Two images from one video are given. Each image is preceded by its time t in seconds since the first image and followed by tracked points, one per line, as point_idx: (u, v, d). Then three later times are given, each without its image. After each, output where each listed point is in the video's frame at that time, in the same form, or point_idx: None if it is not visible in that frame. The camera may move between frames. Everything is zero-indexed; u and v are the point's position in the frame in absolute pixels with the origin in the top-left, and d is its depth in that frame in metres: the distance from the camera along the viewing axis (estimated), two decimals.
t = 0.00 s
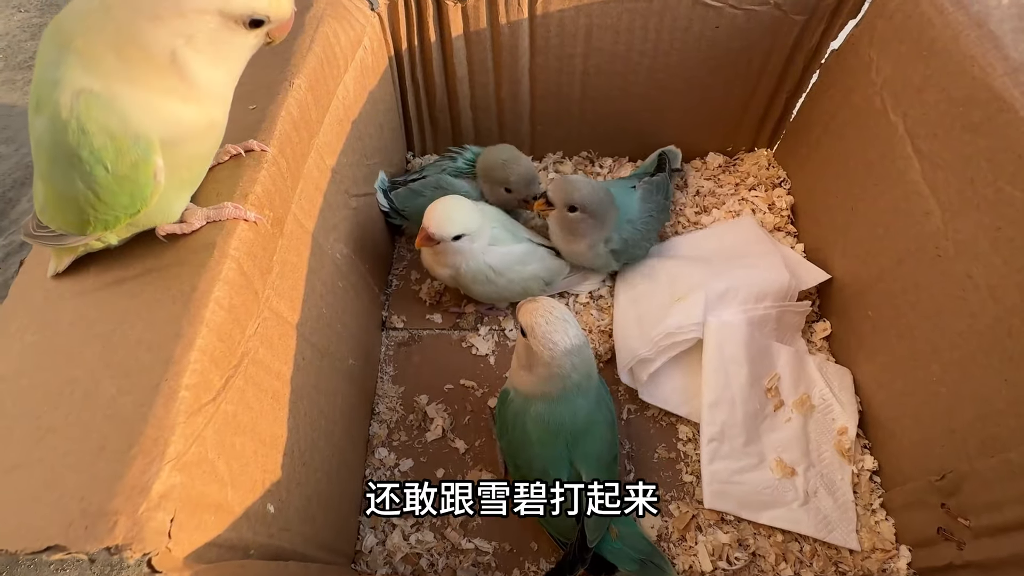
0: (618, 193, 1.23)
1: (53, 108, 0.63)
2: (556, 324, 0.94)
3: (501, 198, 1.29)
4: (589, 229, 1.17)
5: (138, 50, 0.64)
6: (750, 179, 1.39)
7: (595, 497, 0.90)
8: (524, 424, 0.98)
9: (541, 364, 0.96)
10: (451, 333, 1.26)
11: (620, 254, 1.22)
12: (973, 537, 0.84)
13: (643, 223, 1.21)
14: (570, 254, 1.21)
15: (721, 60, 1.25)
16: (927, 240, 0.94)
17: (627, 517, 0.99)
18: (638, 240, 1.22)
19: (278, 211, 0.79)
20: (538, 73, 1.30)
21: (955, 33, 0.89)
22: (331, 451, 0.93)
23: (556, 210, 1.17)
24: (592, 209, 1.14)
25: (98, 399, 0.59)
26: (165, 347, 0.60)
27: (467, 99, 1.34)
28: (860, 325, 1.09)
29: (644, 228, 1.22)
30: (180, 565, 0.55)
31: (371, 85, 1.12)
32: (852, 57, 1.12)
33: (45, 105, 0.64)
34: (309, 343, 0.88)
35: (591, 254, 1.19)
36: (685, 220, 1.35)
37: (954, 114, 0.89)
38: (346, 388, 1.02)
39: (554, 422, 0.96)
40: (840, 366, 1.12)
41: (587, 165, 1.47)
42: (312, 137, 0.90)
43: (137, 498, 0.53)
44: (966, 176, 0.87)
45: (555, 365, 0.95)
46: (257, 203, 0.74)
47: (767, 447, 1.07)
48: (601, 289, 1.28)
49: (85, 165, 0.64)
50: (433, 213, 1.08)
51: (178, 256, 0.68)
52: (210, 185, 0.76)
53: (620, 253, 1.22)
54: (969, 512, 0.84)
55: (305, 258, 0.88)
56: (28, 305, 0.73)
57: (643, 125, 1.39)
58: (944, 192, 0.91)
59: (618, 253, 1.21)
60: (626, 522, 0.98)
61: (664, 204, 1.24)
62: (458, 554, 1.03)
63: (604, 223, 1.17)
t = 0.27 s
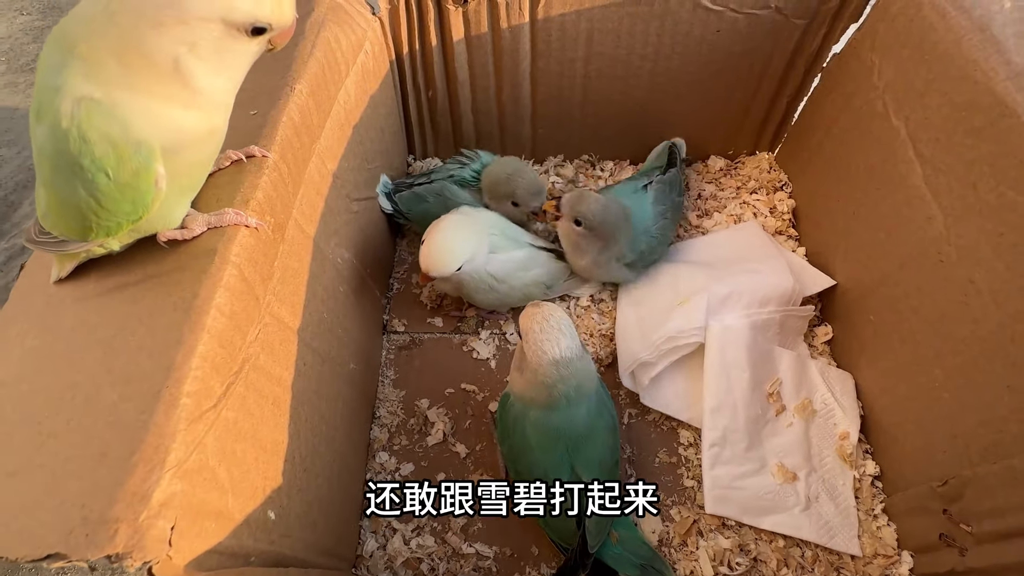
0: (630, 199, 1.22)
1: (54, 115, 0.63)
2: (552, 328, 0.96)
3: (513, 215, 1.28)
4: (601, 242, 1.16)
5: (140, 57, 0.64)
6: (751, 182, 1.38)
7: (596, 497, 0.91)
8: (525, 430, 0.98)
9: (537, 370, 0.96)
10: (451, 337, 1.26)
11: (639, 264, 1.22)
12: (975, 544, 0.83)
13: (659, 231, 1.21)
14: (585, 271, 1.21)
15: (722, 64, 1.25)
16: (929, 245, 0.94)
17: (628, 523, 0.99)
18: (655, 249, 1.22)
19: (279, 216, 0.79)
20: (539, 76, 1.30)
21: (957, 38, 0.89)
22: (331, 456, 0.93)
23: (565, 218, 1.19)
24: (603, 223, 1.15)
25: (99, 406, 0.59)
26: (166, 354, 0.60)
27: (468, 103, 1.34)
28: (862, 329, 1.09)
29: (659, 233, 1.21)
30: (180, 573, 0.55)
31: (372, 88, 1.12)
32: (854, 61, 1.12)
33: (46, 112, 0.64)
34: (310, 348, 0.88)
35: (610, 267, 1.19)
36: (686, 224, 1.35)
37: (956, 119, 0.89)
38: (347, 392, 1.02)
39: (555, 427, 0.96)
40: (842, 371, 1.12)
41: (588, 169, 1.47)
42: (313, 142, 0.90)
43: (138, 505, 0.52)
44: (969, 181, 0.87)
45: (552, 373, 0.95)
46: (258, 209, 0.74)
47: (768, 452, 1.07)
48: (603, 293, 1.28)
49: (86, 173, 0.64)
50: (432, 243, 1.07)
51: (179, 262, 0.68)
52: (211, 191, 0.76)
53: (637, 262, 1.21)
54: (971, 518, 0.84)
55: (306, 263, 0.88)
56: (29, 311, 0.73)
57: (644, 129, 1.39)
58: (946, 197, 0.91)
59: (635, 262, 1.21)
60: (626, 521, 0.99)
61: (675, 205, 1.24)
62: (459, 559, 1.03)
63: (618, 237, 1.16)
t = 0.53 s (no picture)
0: (609, 194, 1.23)
1: (65, 115, 0.64)
2: (555, 327, 0.97)
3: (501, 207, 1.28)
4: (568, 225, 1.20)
5: (150, 59, 0.64)
6: (755, 182, 1.38)
7: (595, 497, 0.90)
8: (531, 430, 0.98)
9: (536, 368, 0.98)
10: (456, 337, 1.26)
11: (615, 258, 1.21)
12: (981, 544, 0.83)
13: (638, 228, 1.19)
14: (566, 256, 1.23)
15: (727, 64, 1.25)
16: (934, 245, 0.94)
17: (631, 522, 0.99)
18: (633, 245, 1.19)
19: (286, 216, 0.79)
20: (543, 77, 1.30)
21: (962, 38, 0.89)
22: (337, 455, 0.93)
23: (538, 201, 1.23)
24: (570, 205, 1.19)
25: (108, 404, 0.59)
26: (175, 353, 0.60)
27: (472, 103, 1.34)
28: (867, 329, 1.09)
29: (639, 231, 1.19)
30: (190, 572, 0.55)
31: (377, 88, 1.12)
32: (859, 62, 1.12)
33: (57, 112, 0.64)
34: (316, 347, 0.88)
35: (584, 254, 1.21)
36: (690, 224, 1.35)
37: (961, 119, 0.89)
38: (352, 392, 1.02)
39: (561, 427, 0.96)
40: (847, 371, 1.12)
41: (592, 169, 1.47)
42: (319, 142, 0.90)
43: (148, 504, 0.52)
44: (974, 181, 0.87)
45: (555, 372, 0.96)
46: (266, 209, 0.74)
47: (774, 452, 1.07)
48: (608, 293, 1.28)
49: (96, 173, 0.64)
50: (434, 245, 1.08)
51: (188, 262, 0.68)
52: (219, 191, 0.76)
53: (613, 255, 1.20)
54: (976, 518, 0.84)
55: (312, 262, 0.88)
56: (38, 310, 0.73)
57: (648, 129, 1.39)
58: (952, 198, 0.91)
59: (610, 254, 1.20)
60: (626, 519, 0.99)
61: (675, 210, 1.20)
62: (464, 558, 1.03)
63: (585, 219, 1.19)
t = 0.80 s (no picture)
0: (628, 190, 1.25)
1: (82, 121, 0.65)
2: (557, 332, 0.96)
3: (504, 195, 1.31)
4: (587, 209, 1.21)
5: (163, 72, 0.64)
6: (755, 185, 1.39)
7: (595, 497, 0.92)
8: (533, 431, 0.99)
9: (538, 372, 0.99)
10: (458, 339, 1.27)
11: (618, 251, 1.23)
12: (980, 544, 0.84)
13: (644, 223, 1.21)
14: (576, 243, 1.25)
15: (727, 68, 1.26)
16: (934, 248, 0.94)
17: (632, 522, 1.00)
18: (636, 240, 1.21)
19: (292, 219, 0.80)
20: (545, 80, 1.31)
21: (960, 43, 0.90)
22: (341, 456, 0.94)
23: (561, 188, 1.23)
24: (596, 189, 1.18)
25: (118, 405, 0.60)
26: (184, 355, 0.61)
27: (475, 106, 1.35)
28: (867, 331, 1.10)
29: (646, 227, 1.21)
30: (200, 570, 0.56)
31: (381, 91, 1.13)
32: (858, 66, 1.13)
33: (74, 117, 0.66)
34: (320, 349, 0.89)
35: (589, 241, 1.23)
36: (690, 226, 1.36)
37: (961, 123, 0.90)
38: (356, 393, 1.03)
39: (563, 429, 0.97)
40: (846, 372, 1.13)
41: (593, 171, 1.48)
42: (324, 145, 0.91)
43: (159, 503, 0.53)
44: (973, 185, 0.88)
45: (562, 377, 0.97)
46: (273, 212, 0.75)
47: (773, 451, 1.08)
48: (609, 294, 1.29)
49: (109, 178, 0.66)
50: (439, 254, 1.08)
51: (195, 264, 0.69)
52: (226, 195, 0.77)
53: (617, 248, 1.22)
54: (976, 519, 0.85)
55: (317, 265, 0.89)
56: (46, 312, 0.74)
57: (649, 132, 1.40)
58: (951, 201, 0.91)
59: (615, 247, 1.22)
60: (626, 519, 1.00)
61: (677, 214, 1.23)
62: (466, 557, 1.04)
63: (607, 206, 1.20)
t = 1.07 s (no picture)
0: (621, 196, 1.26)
1: (84, 122, 0.65)
2: (580, 326, 1.04)
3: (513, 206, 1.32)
4: (581, 213, 1.21)
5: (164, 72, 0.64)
6: (755, 185, 1.40)
7: (595, 497, 0.92)
8: (534, 428, 0.99)
9: (543, 360, 1.04)
10: (459, 338, 1.27)
11: (610, 255, 1.23)
12: (978, 541, 0.85)
13: (639, 230, 1.21)
14: (568, 244, 1.25)
15: (727, 68, 1.27)
16: (933, 247, 0.95)
17: (632, 522, 1.00)
18: (630, 246, 1.22)
19: (294, 219, 0.81)
20: (546, 80, 1.31)
21: (959, 43, 0.91)
22: (343, 454, 0.94)
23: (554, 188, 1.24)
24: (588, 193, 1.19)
25: (122, 402, 0.61)
26: (188, 352, 0.61)
27: (475, 106, 1.36)
28: (866, 330, 1.10)
29: (640, 233, 1.21)
30: (205, 566, 0.56)
31: (382, 90, 1.13)
32: (857, 66, 1.13)
33: (77, 117, 0.66)
34: (322, 348, 0.90)
35: (583, 243, 1.23)
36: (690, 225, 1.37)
37: (959, 123, 0.90)
38: (357, 391, 1.03)
39: (563, 426, 0.98)
40: (845, 371, 1.14)
41: (594, 171, 1.48)
42: (326, 145, 0.92)
43: (164, 499, 0.53)
44: (972, 184, 0.88)
45: (563, 365, 1.02)
46: (275, 211, 0.76)
47: (773, 450, 1.08)
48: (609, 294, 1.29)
49: (113, 178, 0.66)
50: (444, 241, 1.10)
51: (199, 263, 0.70)
52: (228, 194, 0.77)
53: (610, 253, 1.23)
54: (974, 516, 0.85)
55: (319, 264, 0.90)
56: (51, 311, 0.74)
57: (649, 132, 1.41)
58: (950, 200, 0.92)
59: (608, 252, 1.23)
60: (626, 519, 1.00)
61: (671, 221, 1.24)
62: (467, 556, 1.04)
63: (598, 211, 1.21)
